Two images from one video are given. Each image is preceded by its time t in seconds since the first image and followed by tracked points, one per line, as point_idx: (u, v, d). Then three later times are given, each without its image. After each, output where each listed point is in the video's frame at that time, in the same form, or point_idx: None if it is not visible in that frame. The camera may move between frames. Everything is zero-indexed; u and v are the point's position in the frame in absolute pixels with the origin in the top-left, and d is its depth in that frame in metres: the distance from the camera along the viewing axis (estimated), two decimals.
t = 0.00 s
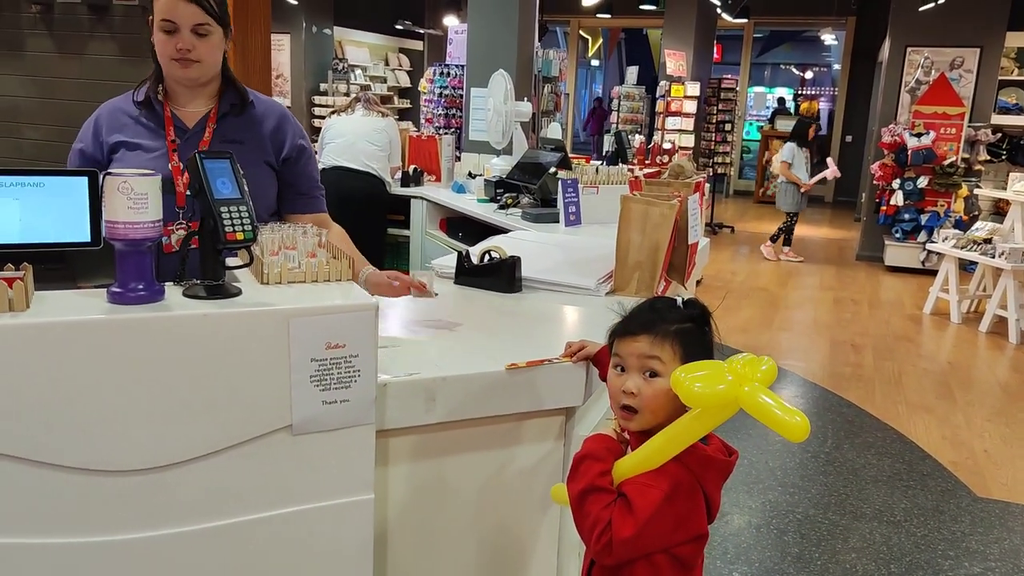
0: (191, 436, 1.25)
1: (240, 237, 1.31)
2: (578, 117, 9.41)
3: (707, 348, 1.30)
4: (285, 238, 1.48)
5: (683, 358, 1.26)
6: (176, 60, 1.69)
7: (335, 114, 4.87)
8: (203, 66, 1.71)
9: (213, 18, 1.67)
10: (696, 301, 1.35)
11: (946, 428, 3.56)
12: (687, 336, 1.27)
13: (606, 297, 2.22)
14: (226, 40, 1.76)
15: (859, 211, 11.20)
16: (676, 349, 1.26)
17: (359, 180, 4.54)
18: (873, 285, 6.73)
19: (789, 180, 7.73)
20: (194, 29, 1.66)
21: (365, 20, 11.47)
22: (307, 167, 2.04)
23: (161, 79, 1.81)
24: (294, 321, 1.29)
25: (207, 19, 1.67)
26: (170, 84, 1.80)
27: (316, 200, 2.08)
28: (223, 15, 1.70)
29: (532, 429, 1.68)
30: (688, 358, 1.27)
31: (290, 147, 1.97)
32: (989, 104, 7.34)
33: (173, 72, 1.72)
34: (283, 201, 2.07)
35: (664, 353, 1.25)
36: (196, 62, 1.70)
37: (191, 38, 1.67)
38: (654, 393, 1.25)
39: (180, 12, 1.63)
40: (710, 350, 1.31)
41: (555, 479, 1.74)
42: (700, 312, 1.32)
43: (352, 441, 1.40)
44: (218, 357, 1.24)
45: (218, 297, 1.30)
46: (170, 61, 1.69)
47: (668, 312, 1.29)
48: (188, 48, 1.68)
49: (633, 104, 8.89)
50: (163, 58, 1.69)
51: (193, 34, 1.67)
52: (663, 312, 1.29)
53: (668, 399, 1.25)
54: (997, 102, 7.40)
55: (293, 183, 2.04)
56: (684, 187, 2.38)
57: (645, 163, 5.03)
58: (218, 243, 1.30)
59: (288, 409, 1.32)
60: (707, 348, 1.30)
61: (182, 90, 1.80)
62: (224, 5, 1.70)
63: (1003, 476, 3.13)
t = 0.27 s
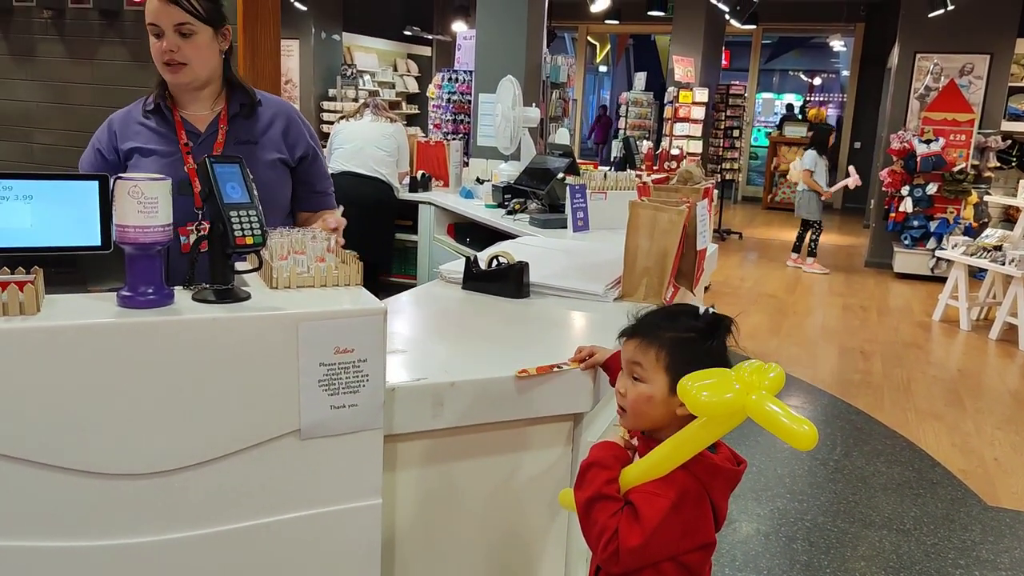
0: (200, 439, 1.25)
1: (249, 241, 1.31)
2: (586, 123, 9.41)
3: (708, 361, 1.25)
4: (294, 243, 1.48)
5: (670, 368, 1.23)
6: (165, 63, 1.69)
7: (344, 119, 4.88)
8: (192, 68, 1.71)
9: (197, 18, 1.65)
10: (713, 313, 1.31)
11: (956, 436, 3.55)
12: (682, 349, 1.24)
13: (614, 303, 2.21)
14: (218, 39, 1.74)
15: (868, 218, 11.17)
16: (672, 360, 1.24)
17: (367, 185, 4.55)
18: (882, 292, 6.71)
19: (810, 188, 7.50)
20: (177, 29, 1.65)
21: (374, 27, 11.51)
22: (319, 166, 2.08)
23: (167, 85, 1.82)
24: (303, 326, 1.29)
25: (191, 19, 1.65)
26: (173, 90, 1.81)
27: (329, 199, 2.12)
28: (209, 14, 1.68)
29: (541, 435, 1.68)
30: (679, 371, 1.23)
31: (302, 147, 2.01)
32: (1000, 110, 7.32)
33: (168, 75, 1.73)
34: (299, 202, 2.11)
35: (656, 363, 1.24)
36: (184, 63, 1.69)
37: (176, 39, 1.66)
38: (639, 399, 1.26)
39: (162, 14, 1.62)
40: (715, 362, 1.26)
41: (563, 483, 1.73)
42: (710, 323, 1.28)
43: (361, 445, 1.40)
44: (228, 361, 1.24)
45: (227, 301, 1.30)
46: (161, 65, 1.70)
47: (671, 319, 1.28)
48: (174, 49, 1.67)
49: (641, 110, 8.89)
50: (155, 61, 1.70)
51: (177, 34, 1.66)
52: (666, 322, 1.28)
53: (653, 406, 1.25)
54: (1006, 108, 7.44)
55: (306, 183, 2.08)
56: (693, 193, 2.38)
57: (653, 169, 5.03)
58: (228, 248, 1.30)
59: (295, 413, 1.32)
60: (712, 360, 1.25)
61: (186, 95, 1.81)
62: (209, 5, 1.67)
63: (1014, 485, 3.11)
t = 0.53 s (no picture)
0: (207, 444, 1.25)
1: (257, 245, 1.32)
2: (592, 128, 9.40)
3: (702, 369, 1.23)
4: (302, 247, 1.49)
5: (653, 367, 1.26)
6: (165, 67, 1.70)
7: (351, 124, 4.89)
8: (191, 71, 1.72)
9: (194, 22, 1.66)
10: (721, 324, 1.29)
11: (964, 444, 3.54)
12: (664, 354, 1.25)
13: (621, 309, 2.21)
14: (216, 43, 1.75)
15: (874, 225, 11.15)
16: (669, 363, 1.25)
17: (373, 190, 4.55)
18: (889, 298, 6.69)
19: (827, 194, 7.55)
20: (176, 34, 1.66)
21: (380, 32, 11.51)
22: (321, 167, 2.09)
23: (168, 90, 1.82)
24: (310, 331, 1.29)
25: (188, 24, 1.66)
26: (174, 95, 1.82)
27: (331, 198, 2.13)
28: (207, 18, 1.69)
29: (547, 441, 1.67)
30: (658, 368, 1.26)
31: (304, 148, 2.02)
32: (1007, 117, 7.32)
33: (168, 80, 1.74)
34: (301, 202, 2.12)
35: (645, 360, 1.28)
36: (183, 67, 1.70)
37: (174, 44, 1.67)
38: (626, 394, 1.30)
39: (161, 20, 1.63)
40: (703, 371, 1.23)
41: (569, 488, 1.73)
42: (707, 331, 1.26)
43: (368, 450, 1.40)
44: (236, 365, 1.24)
45: (235, 305, 1.30)
46: (160, 70, 1.71)
47: (676, 325, 1.28)
48: (173, 55, 1.68)
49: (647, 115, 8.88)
50: (155, 66, 1.71)
51: (176, 39, 1.67)
52: (673, 327, 1.27)
53: (639, 402, 1.28)
54: (1012, 114, 7.49)
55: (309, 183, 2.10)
56: (699, 199, 2.39)
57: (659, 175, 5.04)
58: (236, 252, 1.31)
59: (303, 418, 1.32)
60: (704, 370, 1.23)
61: (186, 99, 1.81)
62: (206, 9, 1.68)
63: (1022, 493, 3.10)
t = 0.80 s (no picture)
0: (211, 447, 1.25)
1: (262, 249, 1.32)
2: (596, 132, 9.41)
3: (701, 373, 1.23)
4: (306, 250, 1.50)
5: (654, 370, 1.26)
6: (184, 76, 1.71)
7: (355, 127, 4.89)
8: (210, 76, 1.74)
9: (210, 28, 1.69)
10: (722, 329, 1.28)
11: (968, 449, 3.54)
12: (667, 356, 1.25)
13: (624, 313, 2.21)
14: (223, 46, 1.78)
15: (878, 230, 11.14)
16: (669, 367, 1.25)
17: (377, 194, 4.56)
18: (892, 303, 6.68)
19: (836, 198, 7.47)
20: (195, 43, 1.68)
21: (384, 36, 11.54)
22: (318, 167, 2.08)
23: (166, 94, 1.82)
24: (314, 334, 1.29)
25: (205, 30, 1.68)
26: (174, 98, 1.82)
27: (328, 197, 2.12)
28: (218, 22, 1.71)
29: (549, 445, 1.67)
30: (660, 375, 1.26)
31: (299, 147, 2.01)
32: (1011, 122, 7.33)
33: (182, 88, 1.74)
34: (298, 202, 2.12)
35: (646, 363, 1.28)
36: (202, 73, 1.73)
37: (194, 52, 1.69)
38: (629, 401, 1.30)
39: (181, 29, 1.64)
40: (702, 375, 1.23)
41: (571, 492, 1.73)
42: (706, 336, 1.26)
43: (372, 453, 1.40)
44: (240, 368, 1.25)
45: (239, 308, 1.31)
46: (177, 79, 1.71)
47: (676, 330, 1.28)
48: (193, 62, 1.70)
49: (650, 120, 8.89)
50: (170, 76, 1.71)
51: (195, 47, 1.68)
52: (675, 330, 1.28)
53: (640, 407, 1.28)
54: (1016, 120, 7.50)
55: (306, 183, 2.09)
56: (703, 204, 2.39)
57: (663, 179, 5.06)
58: (241, 255, 1.31)
59: (306, 421, 1.32)
60: (701, 374, 1.23)
61: (189, 103, 1.82)
62: (216, 14, 1.70)
63: None
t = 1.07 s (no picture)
0: (214, 449, 1.26)
1: (267, 251, 1.32)
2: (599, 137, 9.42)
3: (704, 378, 1.23)
4: (311, 253, 1.50)
5: (657, 377, 1.26)
6: (182, 80, 1.72)
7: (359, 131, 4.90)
8: (208, 81, 1.75)
9: (210, 33, 1.70)
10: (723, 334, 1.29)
11: (971, 455, 3.53)
12: (671, 364, 1.25)
13: (628, 317, 2.21)
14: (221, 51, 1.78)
15: (880, 235, 11.14)
16: (671, 372, 1.25)
17: (380, 197, 4.57)
18: (895, 309, 6.67)
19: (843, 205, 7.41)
20: (194, 47, 1.69)
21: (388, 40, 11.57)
22: (315, 169, 2.09)
23: (162, 97, 1.83)
24: (318, 336, 1.30)
25: (205, 35, 1.69)
26: (171, 101, 1.83)
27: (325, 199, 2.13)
28: (218, 28, 1.72)
29: (551, 448, 1.67)
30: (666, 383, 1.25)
31: (296, 150, 2.02)
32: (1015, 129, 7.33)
33: (179, 91, 1.75)
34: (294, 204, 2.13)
35: (648, 370, 1.28)
36: (200, 77, 1.73)
37: (193, 57, 1.70)
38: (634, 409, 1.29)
39: (182, 33, 1.65)
40: (705, 381, 1.24)
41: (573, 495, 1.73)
42: (708, 341, 1.26)
43: (375, 456, 1.40)
44: (244, 370, 1.25)
45: (245, 311, 1.31)
46: (176, 83, 1.72)
47: (677, 335, 1.28)
48: (192, 66, 1.71)
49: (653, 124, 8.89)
50: (168, 80, 1.71)
51: (194, 52, 1.69)
52: (676, 335, 1.28)
53: (643, 413, 1.28)
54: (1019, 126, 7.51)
55: (303, 186, 2.10)
56: (706, 208, 2.39)
57: (666, 184, 5.06)
58: (246, 257, 1.31)
59: (310, 423, 1.32)
60: (703, 380, 1.23)
61: (185, 107, 1.83)
62: (216, 18, 1.71)
63: None
